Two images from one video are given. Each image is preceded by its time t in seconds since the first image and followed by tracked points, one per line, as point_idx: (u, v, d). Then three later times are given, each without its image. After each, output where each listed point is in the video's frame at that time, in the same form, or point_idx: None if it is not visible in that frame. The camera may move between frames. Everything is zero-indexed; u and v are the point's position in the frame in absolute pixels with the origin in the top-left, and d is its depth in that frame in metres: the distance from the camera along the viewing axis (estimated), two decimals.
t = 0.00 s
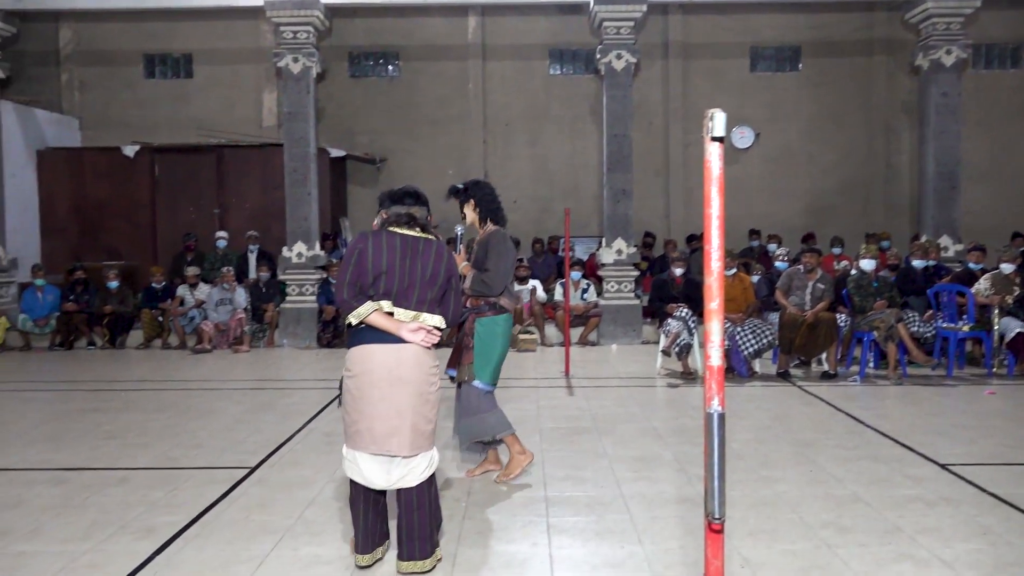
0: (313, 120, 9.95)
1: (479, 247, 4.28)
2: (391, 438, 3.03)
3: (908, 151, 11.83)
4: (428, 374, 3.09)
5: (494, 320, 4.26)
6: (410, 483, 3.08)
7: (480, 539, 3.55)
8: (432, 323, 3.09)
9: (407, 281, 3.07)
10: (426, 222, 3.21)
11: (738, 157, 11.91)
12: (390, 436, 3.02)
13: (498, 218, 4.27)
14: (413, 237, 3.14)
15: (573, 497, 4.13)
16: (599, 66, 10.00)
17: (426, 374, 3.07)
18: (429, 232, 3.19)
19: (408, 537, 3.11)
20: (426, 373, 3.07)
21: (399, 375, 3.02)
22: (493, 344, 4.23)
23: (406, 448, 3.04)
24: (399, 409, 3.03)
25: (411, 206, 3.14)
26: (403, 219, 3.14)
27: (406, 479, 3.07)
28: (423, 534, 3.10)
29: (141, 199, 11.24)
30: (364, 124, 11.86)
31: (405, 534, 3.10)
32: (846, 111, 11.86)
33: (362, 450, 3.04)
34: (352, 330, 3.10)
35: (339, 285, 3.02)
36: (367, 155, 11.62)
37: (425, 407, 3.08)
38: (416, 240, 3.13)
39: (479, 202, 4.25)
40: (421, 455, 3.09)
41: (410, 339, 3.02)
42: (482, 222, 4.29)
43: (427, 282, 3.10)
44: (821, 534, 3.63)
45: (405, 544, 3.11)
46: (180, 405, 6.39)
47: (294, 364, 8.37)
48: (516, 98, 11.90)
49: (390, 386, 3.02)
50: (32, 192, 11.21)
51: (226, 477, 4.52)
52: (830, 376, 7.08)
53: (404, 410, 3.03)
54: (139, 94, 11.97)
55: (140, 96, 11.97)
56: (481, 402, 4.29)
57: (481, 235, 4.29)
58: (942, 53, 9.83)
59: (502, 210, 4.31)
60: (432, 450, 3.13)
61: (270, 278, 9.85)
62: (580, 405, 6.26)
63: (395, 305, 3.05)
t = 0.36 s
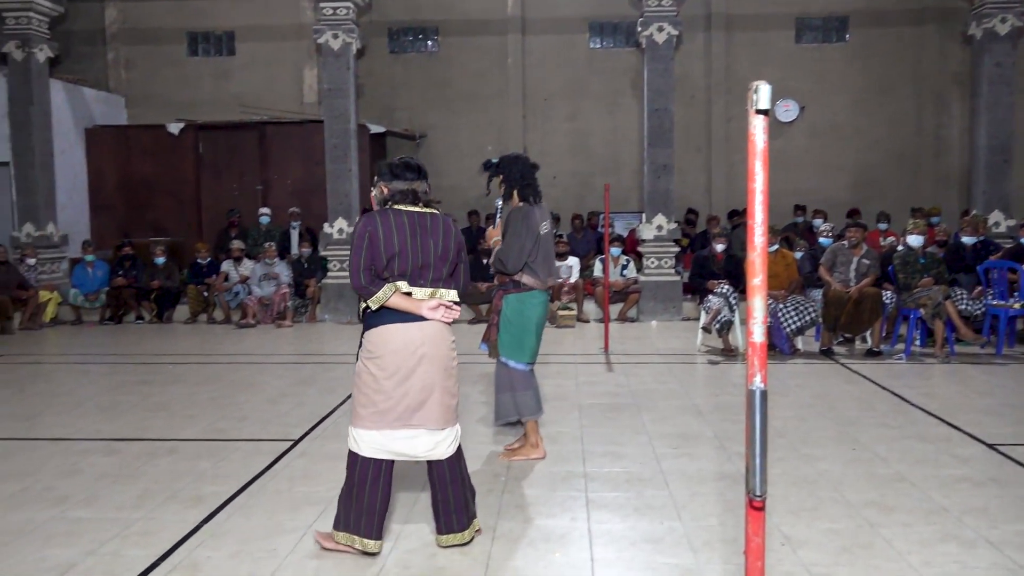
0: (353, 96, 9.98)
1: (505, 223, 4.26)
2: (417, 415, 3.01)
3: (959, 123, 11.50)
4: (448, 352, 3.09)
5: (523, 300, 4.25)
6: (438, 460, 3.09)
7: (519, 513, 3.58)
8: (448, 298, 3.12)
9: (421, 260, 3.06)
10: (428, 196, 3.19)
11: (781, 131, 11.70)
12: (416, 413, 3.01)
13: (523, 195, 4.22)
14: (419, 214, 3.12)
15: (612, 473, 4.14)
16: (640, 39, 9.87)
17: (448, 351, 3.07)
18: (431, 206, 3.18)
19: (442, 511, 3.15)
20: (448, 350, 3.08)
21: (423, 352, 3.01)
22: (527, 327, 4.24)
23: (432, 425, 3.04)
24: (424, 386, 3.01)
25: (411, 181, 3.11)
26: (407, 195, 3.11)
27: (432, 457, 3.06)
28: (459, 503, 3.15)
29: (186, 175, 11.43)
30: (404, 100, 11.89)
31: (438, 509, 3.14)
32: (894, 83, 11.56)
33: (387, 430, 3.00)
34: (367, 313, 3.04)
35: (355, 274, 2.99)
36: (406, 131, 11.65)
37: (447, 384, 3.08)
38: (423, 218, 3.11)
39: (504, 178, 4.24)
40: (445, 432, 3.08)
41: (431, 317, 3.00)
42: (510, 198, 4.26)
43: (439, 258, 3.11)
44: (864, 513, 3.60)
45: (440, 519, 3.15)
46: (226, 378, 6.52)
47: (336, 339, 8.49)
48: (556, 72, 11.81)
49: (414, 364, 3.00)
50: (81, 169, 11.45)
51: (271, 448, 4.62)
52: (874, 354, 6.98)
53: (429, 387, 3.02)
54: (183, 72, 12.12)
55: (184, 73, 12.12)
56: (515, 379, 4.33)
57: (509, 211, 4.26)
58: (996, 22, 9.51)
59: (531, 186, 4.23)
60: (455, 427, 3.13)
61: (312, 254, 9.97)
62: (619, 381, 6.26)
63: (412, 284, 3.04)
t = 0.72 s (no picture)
0: (390, 85, 10.01)
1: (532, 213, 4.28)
2: (416, 402, 3.04)
3: (1007, 108, 11.20)
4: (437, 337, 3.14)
5: (551, 290, 4.26)
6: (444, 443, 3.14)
7: (554, 502, 3.59)
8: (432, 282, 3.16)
9: (400, 247, 3.06)
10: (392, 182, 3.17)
11: (822, 117, 11.50)
12: (416, 399, 3.04)
13: (547, 184, 4.21)
14: (389, 201, 3.11)
15: (647, 463, 4.13)
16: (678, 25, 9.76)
17: (439, 336, 3.11)
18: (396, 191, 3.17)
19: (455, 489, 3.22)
20: (438, 334, 3.12)
21: (417, 339, 3.04)
22: (557, 320, 4.24)
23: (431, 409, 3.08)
24: (421, 373, 3.05)
25: (373, 168, 3.10)
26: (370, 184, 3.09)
27: (433, 440, 3.10)
28: (469, 480, 3.23)
29: (226, 164, 11.58)
30: (440, 89, 11.91)
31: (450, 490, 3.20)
32: (940, 68, 11.30)
33: (389, 421, 3.01)
34: (355, 308, 3.05)
35: (343, 272, 2.94)
36: (442, 120, 11.68)
37: (439, 368, 3.13)
38: (395, 205, 3.10)
39: (532, 168, 4.21)
40: (441, 414, 3.13)
41: (421, 303, 3.03)
42: (537, 188, 4.25)
43: (417, 243, 3.12)
44: (905, 506, 3.55)
45: (452, 499, 3.21)
46: (265, 365, 6.62)
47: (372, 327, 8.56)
48: (593, 59, 11.73)
49: (409, 353, 3.02)
50: (125, 158, 11.65)
51: (309, 434, 4.68)
52: (916, 344, 6.86)
53: (425, 372, 3.06)
54: (223, 62, 12.27)
55: (224, 64, 12.27)
56: (547, 369, 4.31)
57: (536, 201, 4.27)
58: None
59: (557, 173, 4.20)
60: (449, 408, 3.18)
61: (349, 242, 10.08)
62: (654, 371, 6.23)
63: (396, 273, 3.05)
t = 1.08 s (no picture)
0: (415, 76, 10.02)
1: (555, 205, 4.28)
2: (416, 392, 3.11)
3: None
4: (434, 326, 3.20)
5: (571, 281, 4.26)
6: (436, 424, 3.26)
7: (578, 492, 3.59)
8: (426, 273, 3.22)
9: (395, 240, 3.10)
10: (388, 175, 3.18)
11: (851, 106, 11.35)
12: (417, 388, 3.12)
13: (572, 175, 4.20)
14: (385, 193, 3.14)
15: (672, 454, 4.11)
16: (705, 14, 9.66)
17: (438, 325, 3.17)
18: (393, 182, 3.19)
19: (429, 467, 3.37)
20: (436, 323, 3.18)
21: (418, 331, 3.09)
22: (579, 312, 4.24)
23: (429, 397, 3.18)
24: (422, 363, 3.13)
25: (367, 163, 3.10)
26: (365, 179, 3.11)
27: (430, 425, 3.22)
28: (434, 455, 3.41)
29: (254, 156, 11.68)
30: (466, 79, 11.92)
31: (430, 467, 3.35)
32: (973, 55, 11.10)
33: (393, 412, 3.07)
34: (354, 300, 3.09)
35: (341, 265, 2.99)
36: (468, 110, 11.69)
37: (435, 355, 3.21)
38: (390, 198, 3.12)
39: (557, 158, 4.21)
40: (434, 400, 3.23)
41: (418, 294, 3.06)
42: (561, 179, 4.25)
43: (412, 235, 3.15)
44: (934, 499, 3.51)
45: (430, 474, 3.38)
46: (292, 354, 6.69)
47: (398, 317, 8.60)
48: (619, 48, 11.66)
49: (411, 343, 3.08)
50: (154, 150, 11.79)
51: (335, 423, 4.72)
52: (947, 336, 6.77)
53: (424, 362, 3.14)
54: (250, 53, 12.36)
55: (251, 55, 12.36)
56: (572, 362, 4.30)
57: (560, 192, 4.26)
58: None
59: (582, 164, 4.19)
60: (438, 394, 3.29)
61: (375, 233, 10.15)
62: (680, 362, 6.21)
63: (393, 265, 3.08)
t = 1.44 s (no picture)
0: (434, 69, 10.00)
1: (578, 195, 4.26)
2: (401, 383, 3.20)
3: None
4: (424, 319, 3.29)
5: (592, 274, 4.27)
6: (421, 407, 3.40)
7: (596, 485, 3.59)
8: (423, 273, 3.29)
9: (395, 237, 3.18)
10: (399, 170, 3.25)
11: (874, 97, 11.23)
12: (404, 376, 3.21)
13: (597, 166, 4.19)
14: (390, 189, 3.22)
15: (691, 448, 4.10)
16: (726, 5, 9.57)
17: (428, 322, 3.27)
18: (405, 181, 3.27)
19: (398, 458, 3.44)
20: (426, 317, 3.27)
21: (407, 324, 3.18)
22: (599, 305, 4.24)
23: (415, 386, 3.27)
24: (410, 352, 3.22)
25: (378, 159, 3.19)
26: (375, 174, 3.20)
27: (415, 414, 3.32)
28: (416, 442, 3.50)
29: (273, 150, 11.74)
30: (484, 72, 11.91)
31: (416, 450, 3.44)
32: (998, 45, 10.95)
33: (377, 400, 3.15)
34: (350, 289, 3.20)
35: (337, 255, 3.11)
36: (486, 104, 11.68)
37: (423, 351, 3.30)
38: (394, 194, 3.21)
39: (582, 147, 4.20)
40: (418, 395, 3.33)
41: (411, 292, 3.16)
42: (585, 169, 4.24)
43: (411, 233, 3.23)
44: (956, 494, 3.48)
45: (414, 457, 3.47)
46: (311, 347, 6.73)
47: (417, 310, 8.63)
48: (639, 39, 11.59)
49: (400, 334, 3.17)
50: (175, 144, 11.88)
51: (355, 416, 4.75)
52: (970, 330, 6.69)
53: (413, 352, 3.23)
54: (270, 48, 12.42)
55: (271, 49, 12.42)
56: (591, 355, 4.29)
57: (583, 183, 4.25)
58: None
59: (609, 156, 4.18)
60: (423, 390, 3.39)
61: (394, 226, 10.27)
62: (699, 355, 6.19)
63: (390, 260, 3.16)
